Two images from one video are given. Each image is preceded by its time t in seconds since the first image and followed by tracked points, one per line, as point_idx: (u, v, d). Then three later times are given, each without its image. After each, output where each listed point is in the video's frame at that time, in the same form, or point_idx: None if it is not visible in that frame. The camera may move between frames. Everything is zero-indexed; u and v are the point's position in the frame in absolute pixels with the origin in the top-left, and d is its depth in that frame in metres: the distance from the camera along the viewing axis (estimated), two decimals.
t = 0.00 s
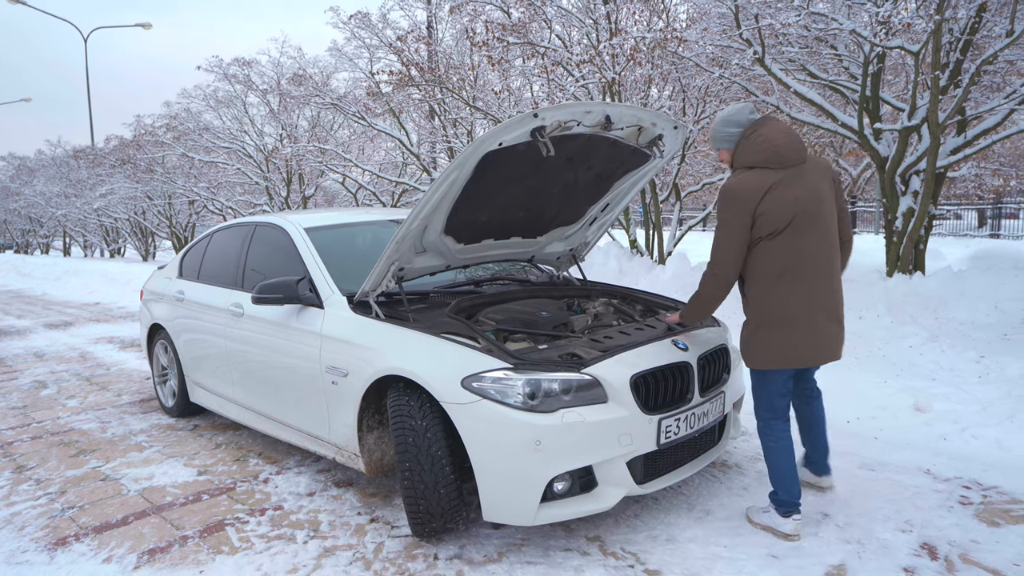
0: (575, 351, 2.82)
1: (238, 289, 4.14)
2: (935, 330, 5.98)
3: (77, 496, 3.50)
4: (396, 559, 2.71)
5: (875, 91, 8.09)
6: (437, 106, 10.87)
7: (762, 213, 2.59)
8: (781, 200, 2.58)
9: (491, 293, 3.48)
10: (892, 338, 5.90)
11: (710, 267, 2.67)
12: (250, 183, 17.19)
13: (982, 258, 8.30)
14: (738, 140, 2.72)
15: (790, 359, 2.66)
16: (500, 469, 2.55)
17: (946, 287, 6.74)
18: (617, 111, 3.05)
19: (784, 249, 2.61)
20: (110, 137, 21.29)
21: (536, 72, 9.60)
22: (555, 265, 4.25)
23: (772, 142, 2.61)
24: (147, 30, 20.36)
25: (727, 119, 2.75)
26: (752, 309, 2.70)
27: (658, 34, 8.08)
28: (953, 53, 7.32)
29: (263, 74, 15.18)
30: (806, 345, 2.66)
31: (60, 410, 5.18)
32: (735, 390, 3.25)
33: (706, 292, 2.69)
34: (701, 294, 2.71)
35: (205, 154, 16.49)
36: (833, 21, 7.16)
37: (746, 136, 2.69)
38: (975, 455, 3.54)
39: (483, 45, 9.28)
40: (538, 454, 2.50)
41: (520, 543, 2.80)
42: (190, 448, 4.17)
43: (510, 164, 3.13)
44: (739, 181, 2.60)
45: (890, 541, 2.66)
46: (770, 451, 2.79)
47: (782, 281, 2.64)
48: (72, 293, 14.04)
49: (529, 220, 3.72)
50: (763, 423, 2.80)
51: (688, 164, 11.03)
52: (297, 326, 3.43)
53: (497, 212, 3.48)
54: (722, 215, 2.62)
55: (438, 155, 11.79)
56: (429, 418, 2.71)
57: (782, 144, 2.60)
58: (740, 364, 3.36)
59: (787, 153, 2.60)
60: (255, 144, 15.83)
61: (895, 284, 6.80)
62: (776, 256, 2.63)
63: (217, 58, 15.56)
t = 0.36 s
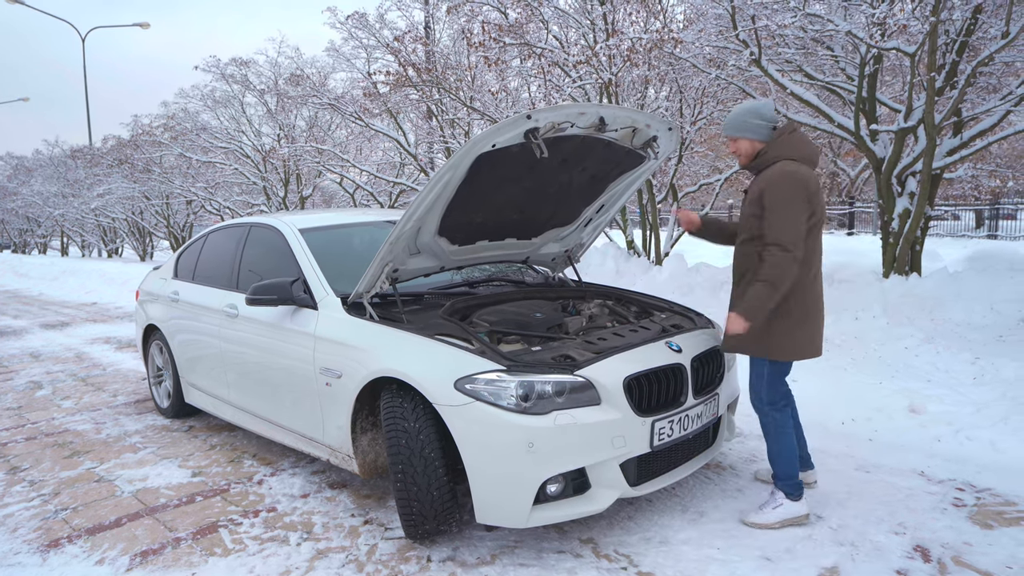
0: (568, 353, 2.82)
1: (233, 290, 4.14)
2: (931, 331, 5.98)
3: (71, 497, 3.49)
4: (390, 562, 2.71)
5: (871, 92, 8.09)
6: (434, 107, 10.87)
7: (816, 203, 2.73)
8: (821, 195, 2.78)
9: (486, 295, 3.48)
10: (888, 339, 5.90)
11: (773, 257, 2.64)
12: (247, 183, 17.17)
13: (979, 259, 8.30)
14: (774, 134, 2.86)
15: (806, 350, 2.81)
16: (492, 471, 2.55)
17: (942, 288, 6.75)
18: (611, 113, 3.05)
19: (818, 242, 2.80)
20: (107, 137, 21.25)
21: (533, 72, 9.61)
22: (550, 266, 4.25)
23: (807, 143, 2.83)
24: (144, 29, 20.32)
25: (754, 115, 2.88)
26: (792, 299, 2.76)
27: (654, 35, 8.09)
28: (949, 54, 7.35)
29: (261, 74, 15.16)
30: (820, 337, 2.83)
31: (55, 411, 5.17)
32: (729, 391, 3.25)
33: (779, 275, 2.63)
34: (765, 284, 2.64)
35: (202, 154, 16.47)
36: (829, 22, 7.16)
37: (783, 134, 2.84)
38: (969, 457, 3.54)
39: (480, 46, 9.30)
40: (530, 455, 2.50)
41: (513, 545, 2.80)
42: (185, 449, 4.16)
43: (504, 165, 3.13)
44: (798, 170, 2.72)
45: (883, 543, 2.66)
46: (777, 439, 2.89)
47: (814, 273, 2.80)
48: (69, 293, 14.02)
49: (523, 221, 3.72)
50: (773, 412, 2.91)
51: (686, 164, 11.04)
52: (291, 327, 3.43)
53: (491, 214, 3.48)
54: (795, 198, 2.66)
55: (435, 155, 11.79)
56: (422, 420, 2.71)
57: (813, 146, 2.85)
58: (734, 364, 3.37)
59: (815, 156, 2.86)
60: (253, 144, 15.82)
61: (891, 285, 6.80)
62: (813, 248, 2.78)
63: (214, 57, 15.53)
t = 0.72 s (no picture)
0: (566, 352, 2.80)
1: (229, 288, 4.12)
2: (932, 330, 5.95)
3: (67, 497, 3.47)
4: (386, 563, 2.69)
5: (871, 90, 8.02)
6: (434, 105, 10.84)
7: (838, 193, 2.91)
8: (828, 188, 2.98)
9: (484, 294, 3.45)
10: (888, 338, 5.88)
11: (846, 238, 2.68)
12: (246, 182, 17.15)
13: (979, 258, 8.28)
14: (791, 127, 2.94)
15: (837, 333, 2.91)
16: (489, 471, 2.53)
17: (943, 287, 6.72)
18: (609, 111, 3.03)
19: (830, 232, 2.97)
20: (107, 136, 21.23)
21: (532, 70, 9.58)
22: (549, 265, 4.23)
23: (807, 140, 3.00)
24: (143, 27, 20.28)
25: (769, 108, 2.94)
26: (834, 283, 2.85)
27: (654, 32, 8.06)
28: (949, 52, 7.31)
29: (260, 72, 15.13)
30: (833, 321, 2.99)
31: (52, 410, 5.16)
32: (728, 390, 3.23)
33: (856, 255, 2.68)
34: (852, 263, 2.64)
35: (201, 152, 16.44)
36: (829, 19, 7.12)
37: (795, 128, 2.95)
38: (969, 457, 3.52)
39: (479, 44, 9.26)
40: (527, 456, 2.48)
41: (510, 546, 2.78)
42: (182, 448, 4.15)
43: (501, 163, 3.10)
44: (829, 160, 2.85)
45: (882, 544, 2.64)
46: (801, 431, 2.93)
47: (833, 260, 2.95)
48: (68, 292, 14.00)
49: (520, 219, 3.69)
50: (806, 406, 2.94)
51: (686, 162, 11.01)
52: (288, 326, 3.41)
53: (488, 212, 3.46)
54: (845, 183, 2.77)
55: (434, 154, 11.76)
56: (418, 420, 2.69)
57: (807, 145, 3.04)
58: (733, 362, 3.34)
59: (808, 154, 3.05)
60: (252, 143, 15.79)
61: (891, 283, 6.78)
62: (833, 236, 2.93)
63: (213, 55, 15.50)
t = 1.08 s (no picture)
0: (562, 351, 2.77)
1: (225, 288, 4.09)
2: (931, 330, 5.93)
3: (60, 498, 3.44)
4: (380, 564, 2.66)
5: (871, 89, 8.00)
6: (432, 104, 10.81)
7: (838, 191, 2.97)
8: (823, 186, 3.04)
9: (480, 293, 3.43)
10: (887, 338, 5.86)
11: (868, 234, 2.73)
12: (245, 182, 17.12)
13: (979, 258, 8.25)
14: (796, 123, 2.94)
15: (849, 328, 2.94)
16: (484, 471, 2.50)
17: (942, 286, 6.70)
18: (606, 108, 3.00)
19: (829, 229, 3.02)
20: (105, 136, 21.21)
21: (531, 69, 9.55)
22: (546, 264, 4.20)
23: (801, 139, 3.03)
24: (141, 27, 20.24)
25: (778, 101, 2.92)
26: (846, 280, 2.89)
27: (652, 30, 8.03)
28: (949, 49, 7.31)
29: (258, 72, 15.09)
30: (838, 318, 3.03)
31: (48, 410, 5.13)
32: (727, 390, 3.20)
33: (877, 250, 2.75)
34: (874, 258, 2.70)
35: (199, 152, 16.42)
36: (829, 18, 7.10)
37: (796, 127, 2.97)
38: (969, 457, 3.49)
39: (477, 42, 9.24)
40: (522, 456, 2.45)
41: (506, 546, 2.75)
42: (177, 449, 4.12)
43: (497, 160, 3.08)
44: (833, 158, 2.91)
45: (881, 544, 2.62)
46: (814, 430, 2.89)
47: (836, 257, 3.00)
48: (66, 292, 13.97)
49: (517, 218, 3.67)
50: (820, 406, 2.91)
51: (684, 162, 10.98)
52: (282, 326, 3.39)
53: (485, 210, 3.43)
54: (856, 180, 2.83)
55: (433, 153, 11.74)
56: (413, 420, 2.67)
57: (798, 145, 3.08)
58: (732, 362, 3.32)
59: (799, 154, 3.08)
60: (250, 143, 15.77)
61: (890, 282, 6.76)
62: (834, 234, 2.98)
63: (211, 55, 15.47)
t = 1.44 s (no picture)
0: (554, 352, 2.75)
1: (217, 288, 4.07)
2: (926, 330, 5.93)
3: (49, 500, 3.41)
4: (371, 567, 2.64)
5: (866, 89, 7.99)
6: (428, 104, 10.79)
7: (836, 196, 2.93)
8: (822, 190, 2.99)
9: (473, 293, 3.41)
10: (882, 338, 5.85)
11: (864, 244, 2.70)
12: (241, 182, 17.08)
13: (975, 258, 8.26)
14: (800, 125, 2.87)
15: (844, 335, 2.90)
16: (475, 473, 2.48)
17: (937, 287, 6.70)
18: (600, 107, 2.99)
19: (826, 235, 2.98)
20: (100, 135, 21.14)
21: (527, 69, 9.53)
22: (540, 265, 4.18)
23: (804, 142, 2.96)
24: (136, 27, 20.16)
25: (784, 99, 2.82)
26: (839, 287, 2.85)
27: (647, 30, 8.01)
28: (944, 50, 7.28)
29: (254, 72, 15.05)
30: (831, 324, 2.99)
31: (39, 412, 5.09)
32: (720, 391, 3.19)
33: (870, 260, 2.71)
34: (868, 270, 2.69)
35: (195, 152, 16.37)
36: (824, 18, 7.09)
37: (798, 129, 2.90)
38: (964, 458, 3.49)
39: (472, 42, 9.21)
40: (514, 458, 2.44)
41: (498, 549, 2.74)
42: (169, 450, 4.09)
43: (489, 160, 3.06)
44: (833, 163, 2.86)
45: (874, 546, 2.61)
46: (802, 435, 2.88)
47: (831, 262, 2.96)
48: (60, 292, 13.91)
49: (511, 218, 3.65)
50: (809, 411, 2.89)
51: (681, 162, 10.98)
52: (274, 327, 3.36)
53: (478, 210, 3.42)
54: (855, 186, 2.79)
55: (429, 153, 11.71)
56: (404, 422, 2.65)
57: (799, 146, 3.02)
58: (726, 362, 3.31)
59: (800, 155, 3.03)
60: (246, 143, 15.74)
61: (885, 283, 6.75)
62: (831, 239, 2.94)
63: (207, 55, 15.41)
